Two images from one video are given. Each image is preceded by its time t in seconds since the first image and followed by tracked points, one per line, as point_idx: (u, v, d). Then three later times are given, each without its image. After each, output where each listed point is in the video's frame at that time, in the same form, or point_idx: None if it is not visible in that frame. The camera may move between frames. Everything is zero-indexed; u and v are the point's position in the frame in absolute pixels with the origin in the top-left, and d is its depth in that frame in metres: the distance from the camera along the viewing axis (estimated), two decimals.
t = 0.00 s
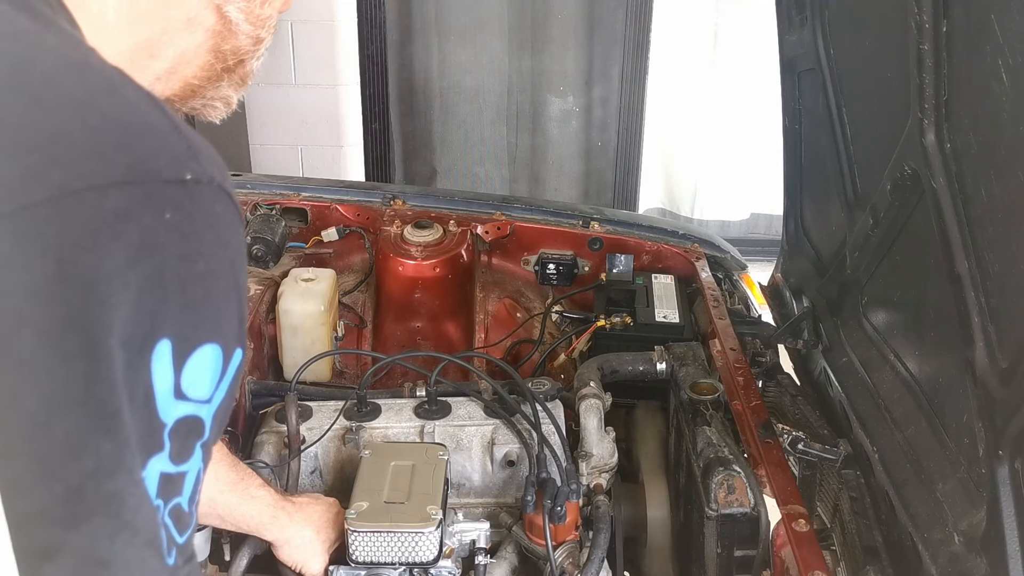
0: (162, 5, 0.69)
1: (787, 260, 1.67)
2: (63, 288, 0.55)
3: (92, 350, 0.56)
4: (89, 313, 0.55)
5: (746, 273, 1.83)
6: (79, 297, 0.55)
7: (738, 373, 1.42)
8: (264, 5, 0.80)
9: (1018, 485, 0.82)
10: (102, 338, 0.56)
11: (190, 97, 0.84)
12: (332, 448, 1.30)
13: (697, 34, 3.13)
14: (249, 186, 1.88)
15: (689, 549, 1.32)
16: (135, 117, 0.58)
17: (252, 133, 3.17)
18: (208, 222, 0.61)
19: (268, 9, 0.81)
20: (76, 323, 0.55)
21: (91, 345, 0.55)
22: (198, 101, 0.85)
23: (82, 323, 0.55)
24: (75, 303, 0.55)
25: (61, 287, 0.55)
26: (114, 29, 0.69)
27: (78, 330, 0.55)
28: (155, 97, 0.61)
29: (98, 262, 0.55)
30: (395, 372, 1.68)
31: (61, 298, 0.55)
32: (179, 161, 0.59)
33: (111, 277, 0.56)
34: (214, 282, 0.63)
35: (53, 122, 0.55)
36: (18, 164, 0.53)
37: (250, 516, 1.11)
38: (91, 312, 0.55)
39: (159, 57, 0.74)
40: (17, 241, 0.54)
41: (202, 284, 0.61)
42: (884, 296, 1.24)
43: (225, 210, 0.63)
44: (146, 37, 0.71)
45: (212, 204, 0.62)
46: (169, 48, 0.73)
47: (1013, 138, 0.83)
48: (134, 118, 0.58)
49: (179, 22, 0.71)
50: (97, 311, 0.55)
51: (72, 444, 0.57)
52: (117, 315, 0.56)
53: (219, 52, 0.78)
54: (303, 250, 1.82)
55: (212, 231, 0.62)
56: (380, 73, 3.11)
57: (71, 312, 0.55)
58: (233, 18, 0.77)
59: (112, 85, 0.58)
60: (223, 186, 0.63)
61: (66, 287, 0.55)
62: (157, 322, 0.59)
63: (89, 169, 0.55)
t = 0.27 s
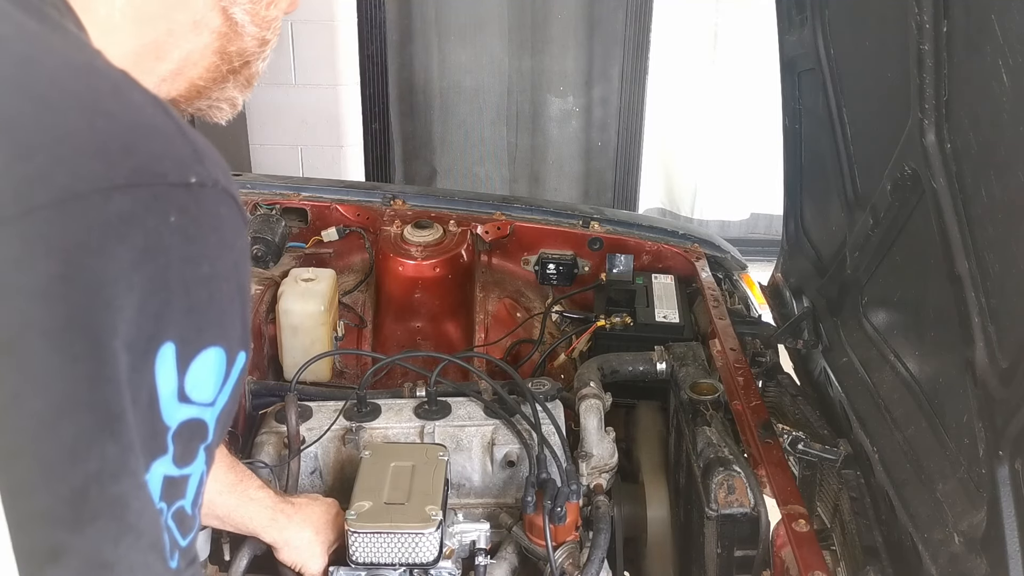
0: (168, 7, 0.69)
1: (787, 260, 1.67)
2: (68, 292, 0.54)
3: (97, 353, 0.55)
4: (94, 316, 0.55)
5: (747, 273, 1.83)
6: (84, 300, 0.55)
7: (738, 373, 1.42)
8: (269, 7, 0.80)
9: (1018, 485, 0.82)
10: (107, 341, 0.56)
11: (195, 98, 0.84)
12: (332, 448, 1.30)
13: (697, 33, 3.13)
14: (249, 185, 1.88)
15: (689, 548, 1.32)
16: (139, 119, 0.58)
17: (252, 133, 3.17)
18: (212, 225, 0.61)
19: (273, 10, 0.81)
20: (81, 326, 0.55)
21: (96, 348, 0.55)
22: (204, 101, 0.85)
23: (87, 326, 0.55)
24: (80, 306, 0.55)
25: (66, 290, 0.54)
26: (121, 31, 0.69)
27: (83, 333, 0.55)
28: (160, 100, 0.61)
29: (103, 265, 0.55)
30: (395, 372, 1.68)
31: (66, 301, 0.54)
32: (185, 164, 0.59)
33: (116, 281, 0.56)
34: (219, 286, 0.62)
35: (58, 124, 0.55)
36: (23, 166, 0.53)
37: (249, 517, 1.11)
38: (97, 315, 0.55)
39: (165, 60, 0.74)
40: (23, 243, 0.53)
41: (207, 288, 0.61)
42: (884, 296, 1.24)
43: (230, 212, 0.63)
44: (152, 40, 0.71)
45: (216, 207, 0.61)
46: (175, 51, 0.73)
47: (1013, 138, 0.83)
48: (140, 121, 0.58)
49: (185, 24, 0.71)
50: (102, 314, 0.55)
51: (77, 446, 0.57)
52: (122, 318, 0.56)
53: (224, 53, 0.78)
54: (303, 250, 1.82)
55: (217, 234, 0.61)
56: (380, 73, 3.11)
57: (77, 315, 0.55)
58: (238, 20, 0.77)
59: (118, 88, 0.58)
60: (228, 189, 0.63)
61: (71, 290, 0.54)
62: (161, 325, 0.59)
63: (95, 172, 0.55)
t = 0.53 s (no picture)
0: (176, 9, 0.69)
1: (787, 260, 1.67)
2: (76, 292, 0.54)
3: (106, 352, 0.56)
4: (102, 316, 0.55)
5: (747, 273, 1.83)
6: (92, 301, 0.55)
7: (738, 373, 1.42)
8: (277, 8, 0.79)
9: (1018, 485, 0.82)
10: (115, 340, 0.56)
11: (203, 96, 0.84)
12: (332, 448, 1.30)
13: (697, 33, 3.13)
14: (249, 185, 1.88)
15: (689, 547, 1.32)
16: (148, 121, 0.58)
17: (252, 133, 3.18)
18: (221, 226, 0.61)
19: (281, 10, 0.80)
20: (89, 325, 0.55)
21: (104, 347, 0.55)
22: (212, 100, 0.85)
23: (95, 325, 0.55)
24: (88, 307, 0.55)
25: (74, 290, 0.54)
26: (129, 32, 0.69)
27: (91, 333, 0.55)
28: (169, 102, 0.61)
29: (112, 266, 0.55)
30: (395, 372, 1.68)
31: (74, 301, 0.55)
32: (193, 165, 0.59)
33: (124, 282, 0.56)
34: (226, 286, 0.62)
35: (67, 125, 0.55)
36: (33, 166, 0.53)
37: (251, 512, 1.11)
38: (105, 315, 0.55)
39: (173, 61, 0.74)
40: (32, 244, 0.53)
41: (215, 288, 0.61)
42: (884, 296, 1.24)
43: (238, 214, 0.63)
44: (160, 41, 0.71)
45: (224, 209, 0.61)
46: (183, 52, 0.73)
47: (1013, 138, 0.83)
48: (149, 122, 0.58)
49: (193, 25, 0.71)
50: (110, 314, 0.55)
51: (85, 446, 0.57)
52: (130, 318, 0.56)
53: (231, 53, 0.79)
54: (303, 250, 1.82)
55: (225, 235, 0.61)
56: (380, 73, 3.11)
57: (85, 314, 0.55)
58: (245, 21, 0.76)
59: (127, 88, 0.58)
60: (236, 190, 0.62)
61: (79, 290, 0.55)
62: (168, 325, 0.59)
63: (103, 172, 0.55)
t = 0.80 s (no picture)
0: None
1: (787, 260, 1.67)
2: (92, 284, 0.55)
3: (124, 343, 0.56)
4: (119, 309, 0.55)
5: (747, 273, 1.83)
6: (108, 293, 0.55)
7: (738, 373, 1.42)
8: None
9: (1018, 485, 0.82)
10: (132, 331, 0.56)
11: (213, 76, 0.83)
12: (332, 448, 1.30)
13: (697, 33, 3.14)
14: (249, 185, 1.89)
15: (689, 547, 1.32)
16: (162, 113, 0.58)
17: (252, 133, 3.18)
18: (235, 219, 0.61)
19: None
20: (105, 317, 0.55)
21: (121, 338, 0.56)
22: (222, 79, 0.85)
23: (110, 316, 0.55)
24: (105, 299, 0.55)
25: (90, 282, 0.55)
26: (139, 20, 0.69)
27: (108, 324, 0.55)
28: (181, 94, 0.62)
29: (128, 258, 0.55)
30: (395, 372, 1.68)
31: (90, 293, 0.55)
32: (207, 158, 0.59)
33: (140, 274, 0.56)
34: (240, 277, 0.62)
35: (82, 119, 0.55)
36: (53, 158, 0.54)
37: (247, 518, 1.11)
38: (121, 306, 0.55)
39: (183, 46, 0.74)
40: (49, 237, 0.54)
41: (229, 279, 0.61)
42: (884, 296, 1.24)
43: (251, 206, 0.63)
44: (168, 27, 0.71)
45: (237, 201, 0.61)
46: (192, 37, 0.73)
47: (1013, 139, 0.83)
48: (163, 115, 0.58)
49: (201, 10, 0.71)
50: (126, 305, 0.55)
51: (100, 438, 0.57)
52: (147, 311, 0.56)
53: (240, 35, 0.78)
54: (303, 250, 1.82)
55: (239, 227, 0.61)
56: (380, 73, 3.10)
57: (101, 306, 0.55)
58: (254, 3, 0.75)
59: (140, 82, 0.58)
60: (249, 183, 0.62)
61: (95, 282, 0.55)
62: (185, 316, 0.58)
63: (120, 165, 0.55)
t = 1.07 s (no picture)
0: None
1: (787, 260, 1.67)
2: (123, 252, 0.58)
3: (153, 312, 0.60)
4: (148, 277, 0.59)
5: (746, 273, 1.83)
6: (136, 264, 0.59)
7: (737, 373, 1.42)
8: None
9: (1019, 485, 0.82)
10: (160, 301, 0.60)
11: (224, 47, 0.81)
12: (332, 448, 1.30)
13: (697, 33, 3.14)
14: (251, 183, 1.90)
15: (689, 548, 1.31)
16: (185, 90, 0.60)
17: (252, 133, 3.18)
18: (255, 192, 0.64)
19: None
20: (136, 287, 0.59)
21: (150, 306, 0.60)
22: (234, 50, 0.82)
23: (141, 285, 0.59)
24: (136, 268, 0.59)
25: (121, 254, 0.58)
26: None
27: (139, 293, 0.59)
28: (201, 70, 0.64)
29: (157, 229, 0.59)
30: (395, 372, 1.68)
31: (122, 263, 0.58)
32: (228, 133, 0.61)
33: (167, 245, 0.59)
34: (261, 250, 0.65)
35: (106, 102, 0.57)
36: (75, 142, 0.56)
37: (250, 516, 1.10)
38: (150, 275, 0.59)
39: (194, 18, 0.74)
40: (78, 214, 0.57)
41: (252, 251, 0.64)
42: (884, 296, 1.24)
43: (271, 180, 0.65)
44: None
45: (258, 174, 0.64)
46: (202, 8, 0.73)
47: (1012, 139, 0.84)
48: (185, 92, 0.60)
49: None
50: (156, 275, 0.59)
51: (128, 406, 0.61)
52: (174, 280, 0.60)
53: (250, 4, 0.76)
54: (303, 250, 1.82)
55: (259, 201, 0.64)
56: (380, 73, 3.10)
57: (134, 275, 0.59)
58: None
59: (156, 69, 0.60)
60: (268, 156, 0.65)
61: (125, 253, 0.58)
62: (210, 287, 0.62)
63: (145, 141, 0.58)
